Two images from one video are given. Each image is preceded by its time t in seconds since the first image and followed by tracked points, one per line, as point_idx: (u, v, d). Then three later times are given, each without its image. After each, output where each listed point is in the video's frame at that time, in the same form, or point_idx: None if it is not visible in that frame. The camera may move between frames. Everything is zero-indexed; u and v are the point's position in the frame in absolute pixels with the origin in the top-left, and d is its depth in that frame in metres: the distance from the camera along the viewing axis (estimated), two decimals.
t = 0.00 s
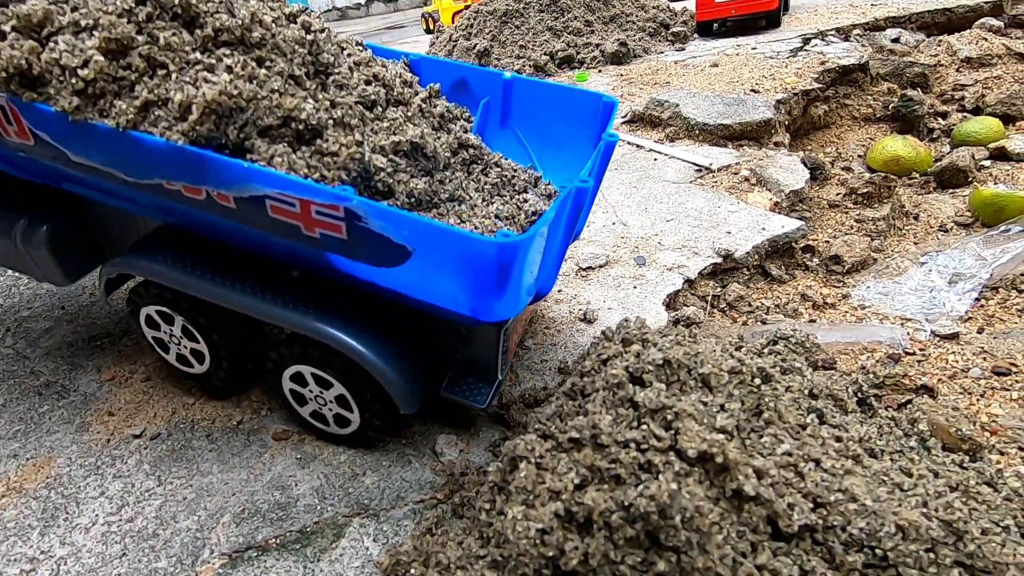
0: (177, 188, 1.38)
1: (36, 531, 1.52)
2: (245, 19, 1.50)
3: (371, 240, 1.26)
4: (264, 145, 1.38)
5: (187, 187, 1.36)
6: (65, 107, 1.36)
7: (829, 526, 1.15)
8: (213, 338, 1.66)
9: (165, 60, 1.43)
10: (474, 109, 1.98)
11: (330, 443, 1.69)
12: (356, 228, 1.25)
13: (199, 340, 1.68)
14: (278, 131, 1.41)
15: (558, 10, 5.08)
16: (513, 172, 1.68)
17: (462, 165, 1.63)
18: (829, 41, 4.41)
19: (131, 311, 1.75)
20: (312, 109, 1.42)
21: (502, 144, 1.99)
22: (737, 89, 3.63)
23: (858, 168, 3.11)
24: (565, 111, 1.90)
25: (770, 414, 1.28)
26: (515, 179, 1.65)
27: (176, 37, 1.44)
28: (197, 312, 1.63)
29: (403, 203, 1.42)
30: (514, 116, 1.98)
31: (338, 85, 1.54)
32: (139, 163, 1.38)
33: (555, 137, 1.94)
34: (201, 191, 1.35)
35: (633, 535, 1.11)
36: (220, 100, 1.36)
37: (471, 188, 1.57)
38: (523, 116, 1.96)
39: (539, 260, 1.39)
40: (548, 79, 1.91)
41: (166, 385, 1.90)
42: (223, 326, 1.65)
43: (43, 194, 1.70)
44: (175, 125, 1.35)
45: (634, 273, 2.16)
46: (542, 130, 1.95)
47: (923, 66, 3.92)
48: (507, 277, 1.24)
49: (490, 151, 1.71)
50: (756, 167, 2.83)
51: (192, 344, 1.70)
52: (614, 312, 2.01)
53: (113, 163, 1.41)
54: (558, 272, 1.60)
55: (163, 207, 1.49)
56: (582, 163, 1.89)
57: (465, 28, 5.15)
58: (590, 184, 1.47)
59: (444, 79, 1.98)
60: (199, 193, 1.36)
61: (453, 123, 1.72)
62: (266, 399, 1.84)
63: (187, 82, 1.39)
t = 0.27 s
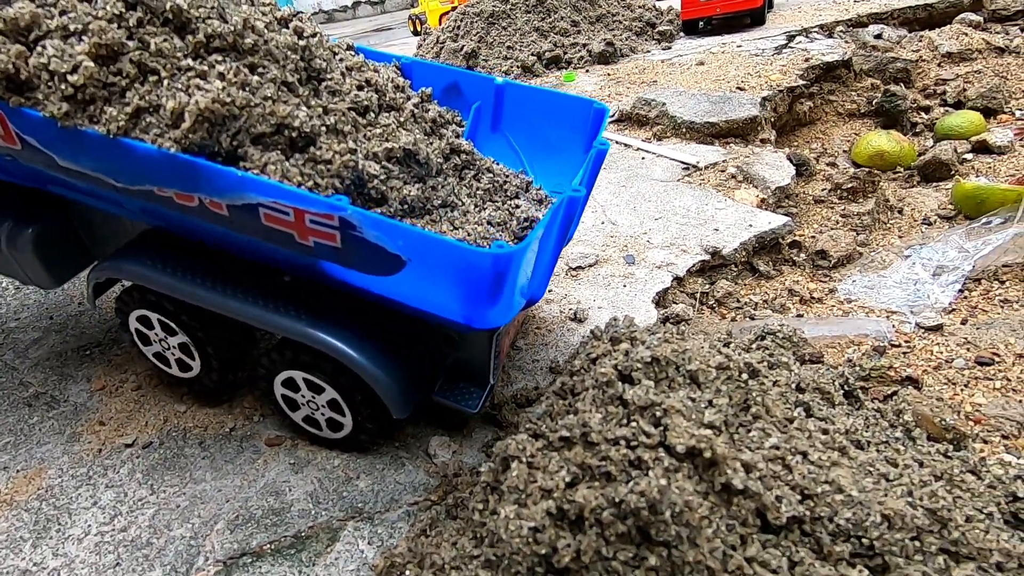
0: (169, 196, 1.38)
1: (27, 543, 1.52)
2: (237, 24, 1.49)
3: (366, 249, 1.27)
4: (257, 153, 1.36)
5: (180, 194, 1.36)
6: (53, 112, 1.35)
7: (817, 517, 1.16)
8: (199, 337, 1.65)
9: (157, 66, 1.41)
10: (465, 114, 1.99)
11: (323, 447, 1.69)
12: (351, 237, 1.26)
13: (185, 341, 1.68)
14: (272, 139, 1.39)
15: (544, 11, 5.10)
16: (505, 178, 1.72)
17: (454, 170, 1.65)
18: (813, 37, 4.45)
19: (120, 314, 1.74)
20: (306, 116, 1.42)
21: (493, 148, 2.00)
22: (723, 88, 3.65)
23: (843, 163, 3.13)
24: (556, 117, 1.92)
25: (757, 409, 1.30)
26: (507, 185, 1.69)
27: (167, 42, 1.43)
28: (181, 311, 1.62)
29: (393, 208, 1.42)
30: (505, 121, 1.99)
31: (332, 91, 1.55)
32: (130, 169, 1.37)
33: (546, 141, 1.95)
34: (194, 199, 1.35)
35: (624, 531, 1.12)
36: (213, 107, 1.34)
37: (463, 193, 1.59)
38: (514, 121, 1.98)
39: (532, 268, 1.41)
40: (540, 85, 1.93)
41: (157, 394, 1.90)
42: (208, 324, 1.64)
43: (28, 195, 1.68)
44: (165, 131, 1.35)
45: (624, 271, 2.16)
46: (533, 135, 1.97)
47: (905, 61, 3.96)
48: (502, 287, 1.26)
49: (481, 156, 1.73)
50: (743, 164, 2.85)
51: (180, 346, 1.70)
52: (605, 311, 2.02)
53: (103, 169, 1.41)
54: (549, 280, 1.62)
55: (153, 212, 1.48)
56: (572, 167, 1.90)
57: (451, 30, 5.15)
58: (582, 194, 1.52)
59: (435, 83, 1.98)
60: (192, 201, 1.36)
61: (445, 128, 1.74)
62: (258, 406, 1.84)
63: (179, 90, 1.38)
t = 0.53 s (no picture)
0: (168, 201, 1.37)
1: (23, 554, 1.51)
2: (239, 28, 1.48)
3: (367, 260, 1.28)
4: (258, 159, 1.38)
5: (179, 200, 1.35)
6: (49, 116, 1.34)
7: (812, 513, 1.17)
8: (194, 340, 1.64)
9: (157, 70, 1.41)
10: (464, 118, 1.98)
11: (320, 452, 1.69)
12: (353, 247, 1.26)
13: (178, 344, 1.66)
14: (272, 146, 1.40)
15: (535, 13, 5.11)
16: (504, 185, 1.72)
17: (454, 178, 1.65)
18: (803, 35, 4.46)
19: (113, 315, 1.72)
20: (307, 124, 1.41)
21: (493, 154, 1.99)
22: (714, 86, 3.66)
23: (835, 160, 3.15)
24: (556, 125, 1.93)
25: (752, 406, 1.30)
26: (505, 193, 1.69)
27: (168, 46, 1.42)
28: (175, 315, 1.61)
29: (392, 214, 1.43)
30: (505, 127, 1.99)
31: (332, 97, 1.53)
32: (127, 172, 1.36)
33: (545, 148, 1.96)
34: (194, 205, 1.35)
35: (621, 530, 1.13)
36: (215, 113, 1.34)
37: (462, 200, 1.60)
38: (514, 127, 1.98)
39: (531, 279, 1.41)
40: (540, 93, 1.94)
41: (153, 402, 1.89)
42: (202, 327, 1.64)
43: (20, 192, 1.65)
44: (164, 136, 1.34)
45: (618, 271, 2.17)
46: (532, 141, 1.97)
47: (894, 57, 3.98)
48: (503, 299, 1.27)
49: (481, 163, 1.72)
50: (736, 162, 2.86)
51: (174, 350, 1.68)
52: (600, 310, 2.02)
53: (99, 171, 1.39)
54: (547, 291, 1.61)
55: (150, 215, 1.47)
56: (571, 175, 1.91)
57: (443, 33, 5.15)
58: (582, 207, 1.53)
59: (434, 87, 1.96)
60: (190, 206, 1.36)
61: (444, 133, 1.75)
62: (255, 412, 1.83)
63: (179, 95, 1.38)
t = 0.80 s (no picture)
0: (165, 207, 1.38)
1: (21, 563, 1.51)
2: (238, 34, 1.45)
3: (364, 269, 1.28)
4: (256, 167, 1.36)
5: (176, 205, 1.36)
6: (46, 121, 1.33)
7: (807, 510, 1.17)
8: (190, 345, 1.64)
9: (154, 76, 1.39)
10: (462, 123, 1.98)
11: (318, 456, 1.69)
12: (351, 256, 1.27)
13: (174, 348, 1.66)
14: (271, 153, 1.39)
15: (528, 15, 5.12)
16: (501, 192, 1.72)
17: (450, 183, 1.65)
18: (795, 34, 4.48)
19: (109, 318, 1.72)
20: (306, 131, 1.41)
21: (490, 159, 2.00)
22: (708, 86, 3.67)
23: (829, 158, 3.16)
24: (553, 131, 1.93)
25: (746, 404, 1.31)
26: (502, 199, 1.69)
27: (165, 52, 1.40)
28: (171, 319, 1.62)
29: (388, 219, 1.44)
30: (502, 131, 2.00)
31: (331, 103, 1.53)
32: (125, 177, 1.37)
33: (542, 154, 1.97)
34: (191, 211, 1.35)
35: (617, 530, 1.13)
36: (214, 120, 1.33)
37: (460, 207, 1.59)
38: (511, 132, 1.98)
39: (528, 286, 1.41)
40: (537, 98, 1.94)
41: (150, 409, 1.89)
42: (198, 332, 1.64)
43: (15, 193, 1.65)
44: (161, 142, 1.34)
45: (614, 271, 2.17)
46: (530, 147, 1.98)
47: (887, 55, 3.99)
48: (501, 307, 1.27)
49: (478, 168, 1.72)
50: (730, 161, 2.86)
51: (170, 353, 1.68)
52: (595, 311, 2.02)
53: (96, 175, 1.40)
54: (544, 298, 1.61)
55: (147, 220, 1.48)
56: (568, 180, 1.92)
57: (437, 35, 5.16)
58: (579, 215, 1.53)
59: (432, 91, 1.96)
60: (187, 212, 1.36)
61: (442, 138, 1.74)
62: (252, 417, 1.83)
63: (177, 101, 1.36)
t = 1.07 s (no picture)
0: (167, 212, 1.38)
1: (21, 570, 1.51)
2: (240, 40, 1.47)
3: (367, 277, 1.29)
4: (259, 174, 1.38)
5: (178, 211, 1.36)
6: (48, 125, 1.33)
7: (804, 508, 1.18)
8: (189, 348, 1.64)
9: (158, 82, 1.38)
10: (462, 127, 1.99)
11: (317, 460, 1.69)
12: (355, 264, 1.27)
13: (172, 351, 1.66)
14: (274, 160, 1.40)
15: (524, 17, 5.13)
16: (501, 198, 1.71)
17: (451, 189, 1.65)
18: (790, 34, 4.49)
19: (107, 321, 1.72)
20: (309, 137, 1.42)
21: (489, 163, 2.01)
22: (703, 86, 3.68)
23: (824, 156, 3.17)
24: (553, 138, 1.94)
25: (743, 404, 1.31)
26: (502, 206, 1.69)
27: (169, 57, 1.40)
28: (170, 323, 1.62)
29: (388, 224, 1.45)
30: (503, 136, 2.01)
31: (333, 108, 1.53)
32: (126, 181, 1.36)
33: (542, 160, 1.97)
34: (193, 217, 1.35)
35: (615, 530, 1.14)
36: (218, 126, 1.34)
37: (460, 212, 1.60)
38: (511, 137, 1.99)
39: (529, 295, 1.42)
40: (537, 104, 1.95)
41: (149, 414, 1.89)
42: (197, 336, 1.64)
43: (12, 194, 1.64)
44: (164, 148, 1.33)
45: (611, 272, 2.17)
46: (530, 152, 1.98)
47: (881, 54, 4.00)
48: (504, 315, 1.28)
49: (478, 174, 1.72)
50: (726, 161, 2.87)
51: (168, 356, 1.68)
52: (593, 312, 2.03)
53: (96, 180, 1.40)
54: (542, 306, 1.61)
55: (147, 224, 1.48)
56: (566, 187, 1.92)
57: (433, 38, 5.17)
58: (580, 225, 1.54)
59: (432, 95, 1.98)
60: (189, 218, 1.36)
61: (442, 143, 1.74)
62: (251, 421, 1.83)
63: (181, 107, 1.36)
